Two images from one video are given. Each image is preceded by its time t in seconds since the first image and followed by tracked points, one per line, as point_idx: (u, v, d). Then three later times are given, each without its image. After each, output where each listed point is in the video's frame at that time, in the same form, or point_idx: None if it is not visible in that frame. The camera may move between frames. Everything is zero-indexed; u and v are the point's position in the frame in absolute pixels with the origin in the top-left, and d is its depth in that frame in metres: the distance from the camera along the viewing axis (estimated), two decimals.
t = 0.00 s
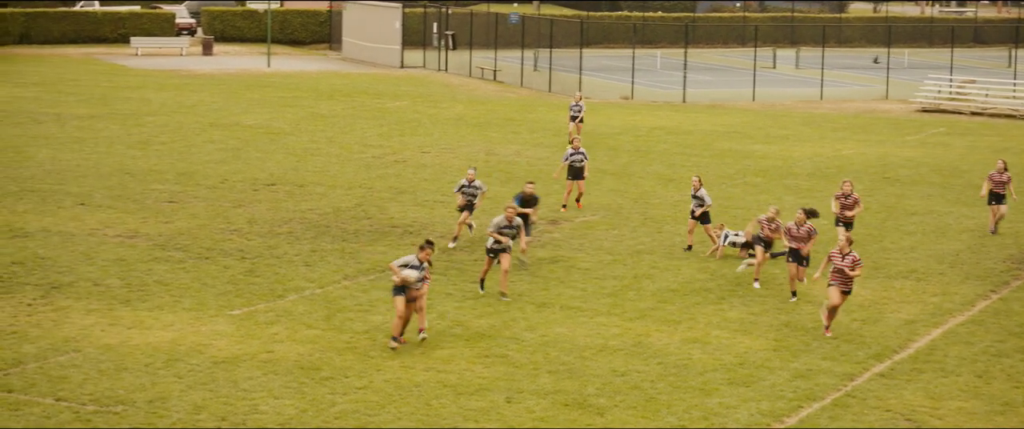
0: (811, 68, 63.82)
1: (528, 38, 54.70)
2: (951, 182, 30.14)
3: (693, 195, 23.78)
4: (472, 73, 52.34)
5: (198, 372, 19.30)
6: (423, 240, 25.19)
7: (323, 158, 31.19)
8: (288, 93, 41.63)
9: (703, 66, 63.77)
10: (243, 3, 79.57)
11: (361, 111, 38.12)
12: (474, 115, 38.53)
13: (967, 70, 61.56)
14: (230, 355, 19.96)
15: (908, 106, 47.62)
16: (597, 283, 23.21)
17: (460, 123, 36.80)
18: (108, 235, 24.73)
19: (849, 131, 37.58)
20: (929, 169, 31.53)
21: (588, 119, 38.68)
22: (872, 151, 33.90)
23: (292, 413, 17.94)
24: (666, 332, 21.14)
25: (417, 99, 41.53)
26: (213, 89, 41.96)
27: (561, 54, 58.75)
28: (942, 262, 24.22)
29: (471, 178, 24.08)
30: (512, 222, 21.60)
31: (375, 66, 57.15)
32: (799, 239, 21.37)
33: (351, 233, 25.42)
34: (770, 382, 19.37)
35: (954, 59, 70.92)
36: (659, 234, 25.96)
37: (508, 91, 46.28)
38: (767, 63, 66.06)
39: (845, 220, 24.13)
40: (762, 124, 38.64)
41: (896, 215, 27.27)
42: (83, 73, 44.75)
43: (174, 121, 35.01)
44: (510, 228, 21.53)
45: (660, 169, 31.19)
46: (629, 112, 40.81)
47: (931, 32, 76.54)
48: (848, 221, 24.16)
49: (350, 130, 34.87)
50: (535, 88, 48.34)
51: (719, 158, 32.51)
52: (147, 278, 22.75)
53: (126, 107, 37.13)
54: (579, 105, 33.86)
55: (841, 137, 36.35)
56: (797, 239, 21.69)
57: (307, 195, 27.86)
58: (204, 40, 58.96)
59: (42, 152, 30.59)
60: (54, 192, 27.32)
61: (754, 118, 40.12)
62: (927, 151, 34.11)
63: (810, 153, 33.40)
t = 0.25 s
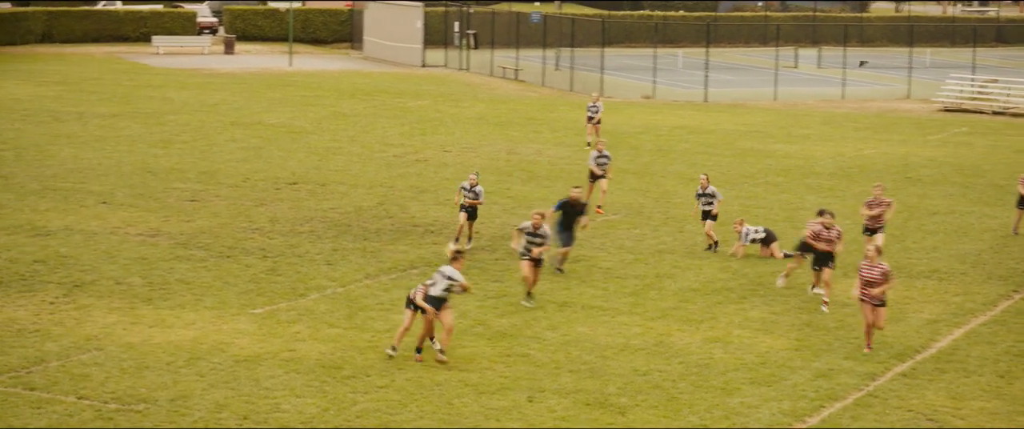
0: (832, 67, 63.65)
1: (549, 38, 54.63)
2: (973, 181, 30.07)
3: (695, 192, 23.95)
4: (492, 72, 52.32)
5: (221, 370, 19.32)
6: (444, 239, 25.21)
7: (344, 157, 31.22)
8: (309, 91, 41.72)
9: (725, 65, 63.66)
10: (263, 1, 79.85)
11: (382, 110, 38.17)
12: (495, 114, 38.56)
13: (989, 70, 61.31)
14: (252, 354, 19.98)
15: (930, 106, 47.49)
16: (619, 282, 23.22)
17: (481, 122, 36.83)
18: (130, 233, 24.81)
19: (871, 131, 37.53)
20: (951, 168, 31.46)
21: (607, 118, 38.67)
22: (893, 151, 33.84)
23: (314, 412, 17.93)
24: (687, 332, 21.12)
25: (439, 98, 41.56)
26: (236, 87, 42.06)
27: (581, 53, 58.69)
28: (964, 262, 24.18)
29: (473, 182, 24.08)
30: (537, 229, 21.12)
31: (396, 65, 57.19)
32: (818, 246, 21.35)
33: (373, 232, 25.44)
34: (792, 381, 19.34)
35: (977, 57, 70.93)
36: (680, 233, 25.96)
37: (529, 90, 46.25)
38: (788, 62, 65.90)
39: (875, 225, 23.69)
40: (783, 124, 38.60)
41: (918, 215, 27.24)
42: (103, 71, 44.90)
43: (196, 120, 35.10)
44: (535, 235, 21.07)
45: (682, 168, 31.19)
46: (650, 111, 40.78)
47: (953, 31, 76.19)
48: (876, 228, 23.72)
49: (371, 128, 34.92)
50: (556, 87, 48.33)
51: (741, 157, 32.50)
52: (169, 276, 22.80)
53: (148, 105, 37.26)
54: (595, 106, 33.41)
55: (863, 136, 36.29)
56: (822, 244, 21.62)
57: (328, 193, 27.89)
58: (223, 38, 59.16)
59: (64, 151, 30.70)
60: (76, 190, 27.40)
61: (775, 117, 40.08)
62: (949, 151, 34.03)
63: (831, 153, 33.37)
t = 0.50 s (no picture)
0: (841, 67, 63.58)
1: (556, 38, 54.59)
2: (983, 181, 30.05)
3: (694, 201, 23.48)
4: (500, 71, 52.32)
5: (229, 369, 19.32)
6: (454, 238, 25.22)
7: (353, 156, 31.23)
8: (318, 91, 41.74)
9: (733, 65, 63.66)
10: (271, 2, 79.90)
11: (391, 110, 38.17)
12: (504, 114, 38.55)
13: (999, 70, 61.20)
14: (261, 353, 19.97)
15: (938, 106, 47.49)
16: (628, 281, 23.21)
17: (490, 121, 36.83)
18: (139, 232, 24.83)
19: (881, 131, 37.51)
20: (961, 168, 31.45)
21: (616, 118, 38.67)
22: (903, 151, 33.82)
23: (323, 411, 17.92)
24: (696, 331, 21.11)
25: (448, 98, 41.57)
26: (244, 87, 42.09)
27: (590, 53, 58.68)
28: (974, 262, 24.17)
29: (468, 188, 23.42)
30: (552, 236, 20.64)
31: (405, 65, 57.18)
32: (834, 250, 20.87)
33: (383, 231, 25.44)
34: (801, 381, 19.33)
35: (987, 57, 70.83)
36: (690, 232, 25.96)
37: (537, 90, 46.21)
38: (797, 62, 65.79)
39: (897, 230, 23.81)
40: (793, 123, 38.58)
41: (928, 214, 27.22)
42: (112, 71, 44.94)
43: (205, 119, 35.11)
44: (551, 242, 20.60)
45: (691, 168, 31.19)
46: (659, 111, 40.77)
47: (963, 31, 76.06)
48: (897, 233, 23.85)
49: (381, 128, 34.93)
50: (565, 87, 48.32)
51: (750, 157, 32.50)
52: (178, 275, 22.81)
53: (157, 104, 37.29)
54: (601, 105, 33.26)
55: (872, 136, 36.27)
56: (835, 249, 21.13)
57: (338, 193, 27.89)
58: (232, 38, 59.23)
59: (73, 150, 30.72)
60: (85, 189, 27.42)
61: (784, 117, 40.06)
62: (959, 151, 34.01)
63: (840, 152, 33.35)
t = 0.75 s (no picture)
0: (842, 66, 63.56)
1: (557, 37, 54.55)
2: (983, 180, 30.05)
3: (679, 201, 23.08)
4: (501, 70, 52.32)
5: (229, 369, 19.32)
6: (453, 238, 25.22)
7: (354, 156, 31.22)
8: (318, 90, 41.72)
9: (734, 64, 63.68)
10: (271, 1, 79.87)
11: (392, 109, 38.15)
12: (505, 113, 38.54)
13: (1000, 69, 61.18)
14: (262, 352, 19.97)
15: (938, 105, 47.47)
16: (628, 281, 23.21)
17: (491, 121, 36.82)
18: (140, 232, 24.83)
19: (882, 130, 37.50)
20: (961, 167, 31.41)
21: (617, 117, 38.66)
22: (904, 150, 33.82)
23: (323, 411, 17.93)
24: (696, 331, 21.12)
25: (448, 97, 41.55)
26: (245, 86, 42.07)
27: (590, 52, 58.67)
28: (974, 262, 24.17)
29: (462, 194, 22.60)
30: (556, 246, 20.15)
31: (406, 65, 57.17)
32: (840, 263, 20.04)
33: (383, 231, 25.44)
34: (801, 380, 19.33)
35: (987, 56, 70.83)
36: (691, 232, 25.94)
37: (538, 89, 46.19)
38: (798, 62, 65.76)
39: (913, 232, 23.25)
40: (793, 123, 38.58)
41: (928, 214, 27.22)
42: (113, 70, 44.91)
43: (205, 119, 35.08)
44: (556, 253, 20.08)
45: (691, 167, 31.18)
46: (660, 110, 40.75)
47: (963, 31, 76.06)
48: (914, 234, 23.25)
49: (382, 127, 34.92)
50: (565, 87, 48.31)
51: (751, 157, 32.49)
52: (178, 275, 22.80)
53: (157, 104, 37.26)
54: (599, 106, 32.85)
55: (873, 136, 36.27)
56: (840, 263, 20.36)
57: (338, 192, 27.88)
58: (233, 37, 59.24)
59: (74, 149, 30.70)
60: (86, 189, 27.41)
61: (785, 117, 40.05)
62: (960, 150, 34.01)
63: (841, 152, 33.35)
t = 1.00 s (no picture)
0: (842, 65, 63.56)
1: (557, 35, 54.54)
2: (984, 180, 30.04)
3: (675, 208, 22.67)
4: (501, 69, 52.32)
5: (230, 368, 19.32)
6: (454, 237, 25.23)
7: (354, 155, 31.23)
8: (319, 89, 41.72)
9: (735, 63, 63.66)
10: None
11: (392, 108, 38.15)
12: (505, 112, 38.55)
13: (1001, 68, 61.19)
14: (262, 352, 19.97)
15: (939, 104, 47.44)
16: (629, 280, 23.21)
17: (491, 120, 36.82)
18: (140, 231, 24.83)
19: (882, 129, 37.49)
20: (962, 167, 31.41)
21: (617, 116, 38.66)
22: (905, 149, 33.81)
23: (324, 410, 17.93)
24: (697, 330, 21.12)
25: (449, 96, 41.54)
26: (245, 85, 42.06)
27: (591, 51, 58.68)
28: (974, 261, 24.17)
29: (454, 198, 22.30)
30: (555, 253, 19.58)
31: (406, 63, 57.18)
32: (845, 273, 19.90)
33: (384, 230, 25.44)
34: (802, 379, 19.34)
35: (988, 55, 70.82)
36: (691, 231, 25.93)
37: (538, 88, 46.19)
38: (798, 61, 65.76)
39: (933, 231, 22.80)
40: (794, 122, 38.58)
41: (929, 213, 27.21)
42: (113, 69, 44.92)
43: (206, 118, 35.08)
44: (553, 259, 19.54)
45: (692, 166, 31.19)
46: (660, 109, 40.75)
47: (964, 30, 76.04)
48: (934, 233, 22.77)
49: (382, 126, 34.91)
50: (566, 85, 48.32)
51: (751, 156, 32.49)
52: (179, 274, 22.81)
53: (158, 103, 37.25)
54: (596, 105, 32.68)
55: (874, 135, 36.26)
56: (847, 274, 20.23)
57: (338, 192, 27.89)
58: (233, 36, 59.22)
59: (74, 148, 30.70)
60: (86, 188, 27.41)
61: (785, 116, 40.04)
62: (960, 149, 34.00)
63: (841, 151, 33.35)
